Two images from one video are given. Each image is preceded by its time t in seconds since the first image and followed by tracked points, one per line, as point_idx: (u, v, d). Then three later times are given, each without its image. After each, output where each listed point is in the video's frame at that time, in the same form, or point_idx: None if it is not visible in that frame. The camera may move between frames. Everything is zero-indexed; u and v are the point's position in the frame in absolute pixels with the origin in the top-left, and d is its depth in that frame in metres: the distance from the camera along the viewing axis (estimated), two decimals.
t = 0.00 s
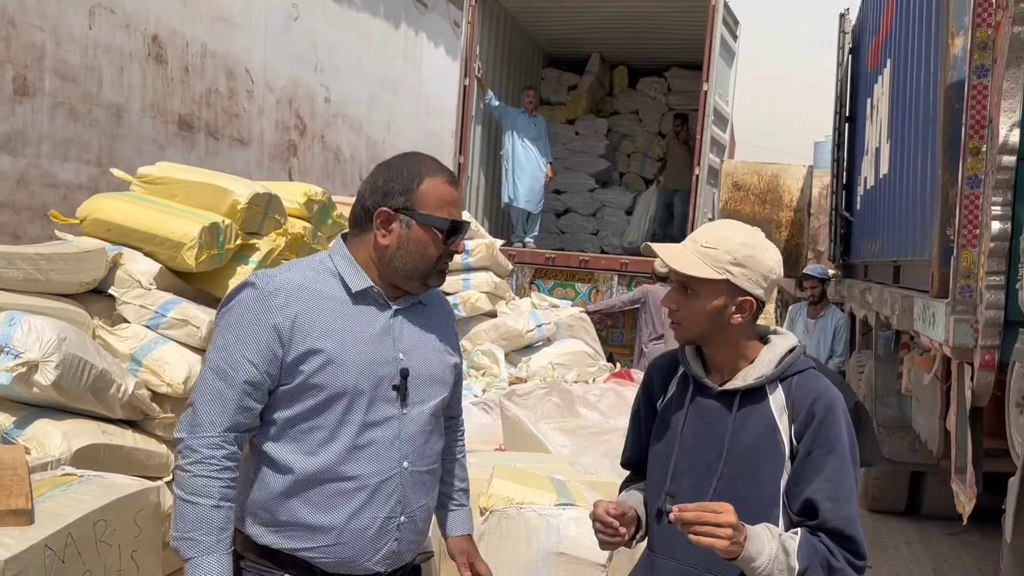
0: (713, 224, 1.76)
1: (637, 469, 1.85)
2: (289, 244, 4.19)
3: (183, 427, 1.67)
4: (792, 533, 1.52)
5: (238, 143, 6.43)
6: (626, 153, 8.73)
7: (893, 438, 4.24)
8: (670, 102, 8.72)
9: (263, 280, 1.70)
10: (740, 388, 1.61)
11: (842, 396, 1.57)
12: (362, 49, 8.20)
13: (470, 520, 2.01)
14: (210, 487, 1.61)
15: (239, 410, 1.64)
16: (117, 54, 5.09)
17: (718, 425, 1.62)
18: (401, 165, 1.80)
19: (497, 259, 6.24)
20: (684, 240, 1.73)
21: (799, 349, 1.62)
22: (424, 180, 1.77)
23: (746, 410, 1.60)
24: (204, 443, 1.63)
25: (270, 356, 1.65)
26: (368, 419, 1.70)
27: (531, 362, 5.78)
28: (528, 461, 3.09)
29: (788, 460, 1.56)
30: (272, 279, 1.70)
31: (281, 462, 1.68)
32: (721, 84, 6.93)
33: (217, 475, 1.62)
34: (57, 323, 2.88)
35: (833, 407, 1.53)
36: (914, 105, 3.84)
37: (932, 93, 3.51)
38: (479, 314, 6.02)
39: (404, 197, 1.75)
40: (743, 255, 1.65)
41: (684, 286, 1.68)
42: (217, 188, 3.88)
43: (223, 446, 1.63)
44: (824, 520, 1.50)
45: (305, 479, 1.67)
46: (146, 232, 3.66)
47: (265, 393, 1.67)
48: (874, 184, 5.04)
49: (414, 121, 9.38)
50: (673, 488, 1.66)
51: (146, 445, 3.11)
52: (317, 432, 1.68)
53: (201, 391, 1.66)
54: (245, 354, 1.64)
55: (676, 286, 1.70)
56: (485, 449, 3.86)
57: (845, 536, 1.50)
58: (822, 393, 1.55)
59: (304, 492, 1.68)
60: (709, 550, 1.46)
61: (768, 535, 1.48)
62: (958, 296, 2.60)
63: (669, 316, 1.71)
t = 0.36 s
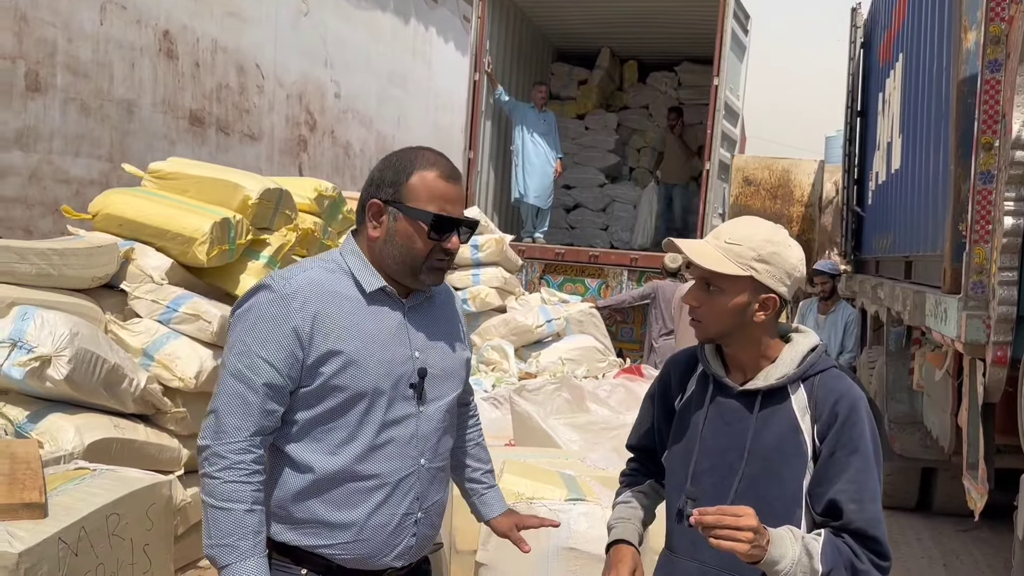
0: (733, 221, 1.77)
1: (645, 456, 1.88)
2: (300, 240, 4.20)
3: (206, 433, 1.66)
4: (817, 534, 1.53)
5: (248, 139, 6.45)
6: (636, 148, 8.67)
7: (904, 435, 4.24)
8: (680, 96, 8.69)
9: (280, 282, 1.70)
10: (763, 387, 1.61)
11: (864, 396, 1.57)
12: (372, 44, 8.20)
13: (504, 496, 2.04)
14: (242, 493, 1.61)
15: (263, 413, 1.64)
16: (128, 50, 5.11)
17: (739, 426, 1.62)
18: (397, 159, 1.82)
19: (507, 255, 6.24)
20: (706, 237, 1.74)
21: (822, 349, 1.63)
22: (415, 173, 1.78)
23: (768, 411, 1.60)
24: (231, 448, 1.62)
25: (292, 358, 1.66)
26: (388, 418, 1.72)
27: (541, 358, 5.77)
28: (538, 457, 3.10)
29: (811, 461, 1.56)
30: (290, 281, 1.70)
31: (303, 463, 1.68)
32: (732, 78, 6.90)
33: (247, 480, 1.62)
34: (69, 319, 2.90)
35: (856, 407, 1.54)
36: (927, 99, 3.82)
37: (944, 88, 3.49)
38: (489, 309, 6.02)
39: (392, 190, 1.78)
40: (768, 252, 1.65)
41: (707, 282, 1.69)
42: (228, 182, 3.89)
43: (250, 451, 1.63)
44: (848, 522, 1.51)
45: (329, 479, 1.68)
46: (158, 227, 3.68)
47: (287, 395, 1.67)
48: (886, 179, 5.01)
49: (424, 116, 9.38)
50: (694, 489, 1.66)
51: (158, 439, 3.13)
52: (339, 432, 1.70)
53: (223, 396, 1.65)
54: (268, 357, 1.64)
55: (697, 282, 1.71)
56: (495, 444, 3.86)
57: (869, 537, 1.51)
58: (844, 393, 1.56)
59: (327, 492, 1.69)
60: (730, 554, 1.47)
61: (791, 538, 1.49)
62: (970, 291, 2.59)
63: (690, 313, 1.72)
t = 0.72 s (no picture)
0: (747, 218, 1.77)
1: (661, 453, 1.88)
2: (308, 237, 4.22)
3: (209, 427, 1.68)
4: (829, 531, 1.53)
5: (256, 136, 6.47)
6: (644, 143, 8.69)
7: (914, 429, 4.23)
8: (687, 91, 8.67)
9: (281, 278, 1.72)
10: (775, 383, 1.61)
11: (877, 394, 1.57)
12: (379, 40, 8.20)
13: (491, 510, 2.02)
14: (240, 486, 1.63)
15: (264, 408, 1.65)
16: (136, 48, 5.13)
17: (749, 421, 1.62)
18: (402, 153, 1.83)
19: (514, 251, 6.24)
20: (721, 234, 1.74)
21: (834, 345, 1.63)
22: (421, 169, 1.79)
23: (778, 406, 1.61)
24: (231, 442, 1.64)
25: (293, 353, 1.67)
26: (390, 411, 1.73)
27: (549, 353, 5.78)
28: (546, 452, 3.10)
29: (822, 458, 1.56)
30: (292, 277, 1.72)
31: (305, 456, 1.70)
32: (740, 73, 6.88)
33: (246, 473, 1.63)
34: (80, 316, 2.91)
35: (867, 404, 1.54)
36: (935, 92, 3.80)
37: (953, 81, 3.47)
38: (497, 305, 6.03)
39: (399, 186, 1.78)
40: (784, 250, 1.66)
41: (721, 280, 1.69)
42: (236, 179, 3.91)
43: (250, 444, 1.64)
44: (861, 519, 1.51)
45: (330, 473, 1.69)
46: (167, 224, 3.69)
47: (288, 390, 1.68)
48: (895, 174, 4.98)
49: (431, 113, 9.38)
50: (705, 483, 1.66)
51: (167, 435, 3.16)
52: (340, 426, 1.70)
53: (225, 391, 1.68)
54: (268, 351, 1.66)
55: (712, 280, 1.71)
56: (503, 439, 3.87)
57: (882, 534, 1.51)
58: (856, 390, 1.56)
59: (329, 486, 1.70)
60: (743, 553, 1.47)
61: (804, 536, 1.49)
62: (978, 285, 2.58)
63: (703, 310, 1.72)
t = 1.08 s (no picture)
0: (751, 219, 1.78)
1: (669, 461, 1.89)
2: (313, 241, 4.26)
3: (213, 433, 1.71)
4: (832, 538, 1.54)
5: (260, 139, 6.51)
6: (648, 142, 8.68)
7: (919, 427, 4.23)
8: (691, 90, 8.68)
9: (282, 285, 1.74)
10: (780, 387, 1.62)
11: (882, 398, 1.58)
12: (383, 42, 8.22)
13: (504, 518, 2.03)
14: (240, 491, 1.65)
15: (264, 413, 1.68)
16: (141, 53, 5.17)
17: (754, 425, 1.63)
18: (407, 155, 1.90)
19: (519, 251, 6.25)
20: (725, 234, 1.76)
21: (840, 349, 1.64)
22: (417, 164, 1.84)
23: (783, 411, 1.61)
24: (232, 447, 1.67)
25: (293, 359, 1.69)
26: (389, 416, 1.74)
27: (554, 354, 5.79)
28: (551, 453, 3.12)
29: (827, 462, 1.57)
30: (292, 284, 1.74)
31: (306, 461, 1.72)
32: (743, 71, 6.88)
33: (246, 478, 1.66)
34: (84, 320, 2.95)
35: (872, 409, 1.55)
36: (938, 89, 3.81)
37: (955, 78, 3.48)
38: (502, 306, 6.05)
39: (394, 179, 1.84)
40: (790, 249, 1.67)
41: (728, 280, 1.70)
42: (242, 184, 3.92)
43: (251, 449, 1.67)
44: (865, 524, 1.52)
45: (331, 478, 1.71)
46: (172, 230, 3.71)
47: (289, 395, 1.70)
48: (899, 172, 4.98)
49: (435, 115, 9.40)
50: (709, 488, 1.68)
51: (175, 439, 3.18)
52: (340, 431, 1.72)
53: (227, 397, 1.70)
54: (268, 357, 1.68)
55: (718, 280, 1.72)
56: (508, 440, 3.88)
57: (885, 539, 1.52)
58: (861, 395, 1.56)
59: (331, 491, 1.72)
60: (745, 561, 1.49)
61: (806, 543, 1.51)
62: (981, 284, 2.59)
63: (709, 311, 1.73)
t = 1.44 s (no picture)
0: (744, 224, 1.80)
1: (666, 464, 1.90)
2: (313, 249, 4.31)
3: (210, 435, 1.74)
4: (829, 540, 1.56)
5: (261, 148, 6.55)
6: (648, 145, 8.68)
7: (920, 427, 4.24)
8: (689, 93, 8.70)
9: (281, 292, 1.77)
10: (776, 393, 1.63)
11: (877, 402, 1.59)
12: (382, 50, 8.26)
13: (507, 535, 2.03)
14: (233, 492, 1.67)
15: (259, 417, 1.70)
16: (141, 64, 5.26)
17: (752, 430, 1.65)
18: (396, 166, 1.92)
19: (519, 256, 6.26)
20: (720, 240, 1.77)
21: (835, 354, 1.65)
22: (400, 173, 1.87)
23: (780, 416, 1.63)
24: (227, 449, 1.69)
25: (288, 364, 1.71)
26: (384, 423, 1.76)
27: (556, 359, 5.81)
28: (553, 458, 3.13)
29: (823, 466, 1.59)
30: (290, 291, 1.76)
31: (302, 466, 1.74)
32: (740, 74, 6.91)
33: (240, 480, 1.68)
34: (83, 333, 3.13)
35: (868, 414, 1.56)
36: (932, 90, 3.84)
37: (948, 78, 3.50)
38: (502, 312, 6.08)
39: (380, 191, 1.87)
40: (784, 253, 1.69)
41: (723, 285, 1.72)
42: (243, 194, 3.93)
43: (245, 452, 1.70)
44: (862, 527, 1.54)
45: (325, 484, 1.73)
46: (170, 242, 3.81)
47: (284, 400, 1.73)
48: (896, 173, 5.00)
49: (434, 121, 9.44)
50: (706, 493, 1.69)
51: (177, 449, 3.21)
52: (335, 437, 1.74)
53: (225, 401, 1.73)
54: (264, 362, 1.70)
55: (713, 286, 1.73)
56: (511, 446, 3.89)
57: (882, 542, 1.54)
58: (856, 400, 1.58)
59: (325, 497, 1.74)
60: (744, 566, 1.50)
61: (804, 546, 1.52)
62: (977, 284, 2.60)
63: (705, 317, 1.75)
